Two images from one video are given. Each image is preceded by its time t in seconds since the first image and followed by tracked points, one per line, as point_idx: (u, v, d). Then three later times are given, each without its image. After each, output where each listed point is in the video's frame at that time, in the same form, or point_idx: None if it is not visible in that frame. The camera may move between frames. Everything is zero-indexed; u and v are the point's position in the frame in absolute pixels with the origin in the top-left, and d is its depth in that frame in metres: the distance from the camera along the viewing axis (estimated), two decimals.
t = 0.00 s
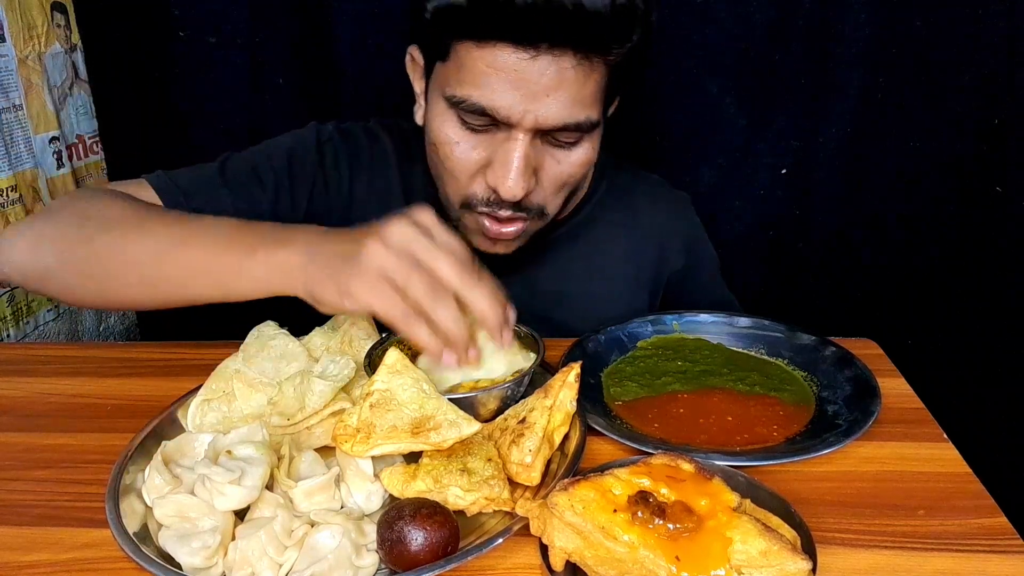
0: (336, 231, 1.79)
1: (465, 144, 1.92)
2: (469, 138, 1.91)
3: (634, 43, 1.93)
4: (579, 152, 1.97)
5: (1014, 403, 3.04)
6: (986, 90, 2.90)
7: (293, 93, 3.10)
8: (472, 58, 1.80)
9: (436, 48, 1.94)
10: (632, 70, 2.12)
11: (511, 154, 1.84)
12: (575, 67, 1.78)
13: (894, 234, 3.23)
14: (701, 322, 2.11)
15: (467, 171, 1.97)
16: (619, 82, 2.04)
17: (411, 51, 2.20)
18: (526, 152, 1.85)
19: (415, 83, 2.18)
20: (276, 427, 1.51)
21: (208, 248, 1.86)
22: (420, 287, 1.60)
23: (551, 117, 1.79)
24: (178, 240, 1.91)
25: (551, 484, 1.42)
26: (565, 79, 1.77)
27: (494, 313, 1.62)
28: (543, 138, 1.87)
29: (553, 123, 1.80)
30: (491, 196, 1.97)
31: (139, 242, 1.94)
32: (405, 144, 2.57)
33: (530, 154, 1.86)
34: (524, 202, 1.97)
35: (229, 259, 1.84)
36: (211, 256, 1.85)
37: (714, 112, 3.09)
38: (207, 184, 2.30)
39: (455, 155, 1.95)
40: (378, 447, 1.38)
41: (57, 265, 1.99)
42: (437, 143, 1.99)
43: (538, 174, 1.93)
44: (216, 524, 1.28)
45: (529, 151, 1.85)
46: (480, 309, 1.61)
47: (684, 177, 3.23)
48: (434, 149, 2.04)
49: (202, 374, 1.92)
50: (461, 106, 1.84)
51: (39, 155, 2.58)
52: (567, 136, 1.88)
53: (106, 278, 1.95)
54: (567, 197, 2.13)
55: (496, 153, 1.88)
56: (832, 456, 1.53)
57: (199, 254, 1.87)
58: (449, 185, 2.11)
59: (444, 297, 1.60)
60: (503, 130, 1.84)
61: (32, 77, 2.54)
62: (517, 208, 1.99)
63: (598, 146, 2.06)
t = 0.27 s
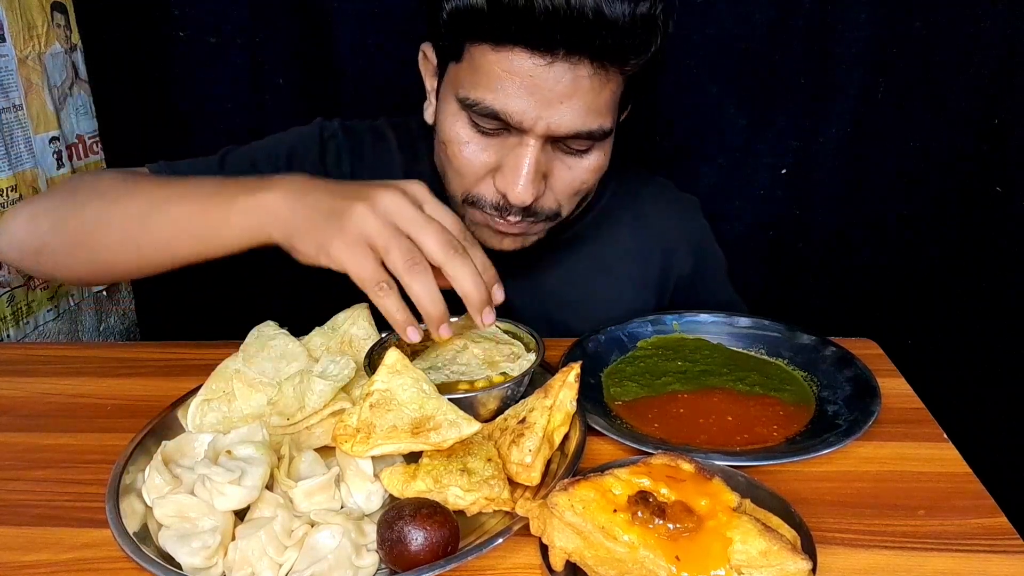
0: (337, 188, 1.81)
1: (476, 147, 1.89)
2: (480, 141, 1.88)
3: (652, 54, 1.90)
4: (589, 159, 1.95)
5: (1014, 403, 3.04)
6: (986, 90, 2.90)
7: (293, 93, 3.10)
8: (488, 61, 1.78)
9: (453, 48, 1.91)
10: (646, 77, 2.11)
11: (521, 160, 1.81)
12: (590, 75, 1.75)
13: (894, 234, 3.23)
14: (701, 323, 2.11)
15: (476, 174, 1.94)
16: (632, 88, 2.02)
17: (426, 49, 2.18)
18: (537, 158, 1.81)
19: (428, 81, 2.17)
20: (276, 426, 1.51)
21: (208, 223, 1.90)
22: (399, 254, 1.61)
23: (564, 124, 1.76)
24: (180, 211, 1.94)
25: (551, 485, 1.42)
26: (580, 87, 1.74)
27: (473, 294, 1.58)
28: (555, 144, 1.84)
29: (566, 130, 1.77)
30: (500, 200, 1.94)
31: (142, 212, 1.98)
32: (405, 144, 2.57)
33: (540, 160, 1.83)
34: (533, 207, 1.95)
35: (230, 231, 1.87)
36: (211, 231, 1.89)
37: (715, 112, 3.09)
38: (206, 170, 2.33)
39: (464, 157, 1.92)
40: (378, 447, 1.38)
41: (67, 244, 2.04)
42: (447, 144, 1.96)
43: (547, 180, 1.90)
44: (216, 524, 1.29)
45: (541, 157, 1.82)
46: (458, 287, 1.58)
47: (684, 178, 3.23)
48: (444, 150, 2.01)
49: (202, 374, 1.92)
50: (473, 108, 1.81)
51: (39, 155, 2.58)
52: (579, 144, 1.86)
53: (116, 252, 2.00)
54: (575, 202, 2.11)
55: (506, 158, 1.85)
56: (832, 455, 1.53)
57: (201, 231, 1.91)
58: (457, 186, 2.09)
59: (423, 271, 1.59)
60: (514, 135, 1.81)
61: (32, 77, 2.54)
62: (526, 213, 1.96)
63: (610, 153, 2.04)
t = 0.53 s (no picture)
0: (375, 212, 1.82)
1: (482, 154, 1.88)
2: (485, 149, 1.87)
3: (660, 65, 1.90)
4: (594, 167, 1.95)
5: (1013, 403, 3.04)
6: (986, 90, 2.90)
7: (293, 93, 3.10)
8: (497, 70, 1.75)
9: (461, 54, 1.89)
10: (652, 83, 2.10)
11: (527, 170, 1.80)
12: (598, 87, 1.75)
13: (894, 234, 3.23)
14: (701, 323, 2.11)
15: (482, 180, 1.93)
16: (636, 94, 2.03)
17: (433, 49, 2.16)
18: (543, 168, 1.81)
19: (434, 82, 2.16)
20: (276, 426, 1.51)
21: (219, 215, 1.88)
22: (428, 299, 1.62)
23: (571, 135, 1.75)
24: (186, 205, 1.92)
25: (551, 485, 1.42)
26: (587, 99, 1.73)
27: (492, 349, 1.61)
28: (561, 153, 1.84)
29: (572, 141, 1.76)
30: (505, 207, 1.93)
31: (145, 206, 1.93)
32: (405, 144, 2.57)
33: (546, 170, 1.82)
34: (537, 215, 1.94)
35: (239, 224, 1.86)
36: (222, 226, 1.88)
37: (715, 112, 3.09)
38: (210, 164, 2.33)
39: (470, 163, 1.91)
40: (378, 447, 1.38)
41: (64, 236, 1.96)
42: (454, 149, 1.95)
43: (552, 188, 1.90)
44: (216, 524, 1.28)
45: (546, 167, 1.81)
46: (478, 341, 1.61)
47: (684, 177, 3.23)
48: (449, 155, 2.00)
49: (202, 373, 1.92)
50: (480, 116, 1.80)
51: (39, 155, 2.58)
52: (585, 153, 1.85)
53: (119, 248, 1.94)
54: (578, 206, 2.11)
55: (513, 166, 1.84)
56: (832, 455, 1.53)
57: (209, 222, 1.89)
58: (462, 189, 2.08)
59: (447, 321, 1.62)
60: (521, 144, 1.80)
61: (32, 77, 2.54)
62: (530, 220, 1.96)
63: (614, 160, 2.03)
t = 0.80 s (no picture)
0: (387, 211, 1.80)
1: (484, 161, 1.88)
2: (488, 156, 1.88)
3: (666, 76, 1.88)
4: (597, 175, 1.95)
5: (1013, 403, 3.04)
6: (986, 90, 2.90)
7: (293, 93, 3.10)
8: (499, 80, 1.76)
9: (462, 62, 1.89)
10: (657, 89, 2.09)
11: (529, 177, 1.82)
12: (601, 98, 1.74)
13: (894, 233, 3.23)
14: (701, 323, 2.11)
15: (484, 187, 1.94)
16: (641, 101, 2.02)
17: (435, 52, 2.16)
18: (545, 176, 1.82)
19: (436, 85, 2.16)
20: (276, 426, 1.51)
21: (222, 213, 1.89)
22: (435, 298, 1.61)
23: (574, 146, 1.76)
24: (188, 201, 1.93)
25: (551, 484, 1.42)
26: (590, 110, 1.74)
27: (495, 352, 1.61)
28: (563, 162, 1.85)
29: (575, 151, 1.78)
30: (507, 214, 1.95)
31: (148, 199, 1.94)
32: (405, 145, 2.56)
33: (549, 178, 1.83)
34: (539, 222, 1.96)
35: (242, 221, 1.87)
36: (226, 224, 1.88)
37: (715, 112, 3.09)
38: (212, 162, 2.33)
39: (472, 170, 1.92)
40: (378, 447, 1.38)
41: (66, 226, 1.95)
42: (456, 156, 1.96)
43: (554, 195, 1.91)
44: (216, 524, 1.28)
45: (548, 175, 1.82)
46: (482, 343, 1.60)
47: (684, 177, 3.23)
48: (452, 161, 2.01)
49: (202, 373, 1.92)
50: (482, 125, 1.81)
51: (39, 155, 2.58)
52: (587, 161, 1.86)
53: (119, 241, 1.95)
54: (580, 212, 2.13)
55: (515, 174, 1.84)
56: (831, 455, 1.53)
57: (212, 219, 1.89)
58: (464, 194, 2.09)
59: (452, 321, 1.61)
60: (523, 152, 1.81)
61: (32, 77, 2.54)
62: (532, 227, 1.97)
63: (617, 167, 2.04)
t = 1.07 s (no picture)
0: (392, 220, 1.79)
1: (483, 165, 1.89)
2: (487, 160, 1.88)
3: (665, 78, 1.88)
4: (596, 177, 1.96)
5: (1013, 403, 3.04)
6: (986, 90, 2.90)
7: (293, 93, 3.10)
8: (497, 84, 1.76)
9: (460, 66, 1.89)
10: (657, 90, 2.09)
11: (528, 181, 1.82)
12: (599, 101, 1.75)
13: (894, 233, 3.23)
14: (701, 323, 2.11)
15: (483, 191, 1.94)
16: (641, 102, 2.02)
17: (434, 53, 2.16)
18: (544, 179, 1.82)
19: (435, 87, 2.15)
20: (276, 426, 1.51)
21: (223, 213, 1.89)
22: (434, 306, 1.61)
23: (573, 149, 1.77)
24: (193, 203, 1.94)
25: (551, 484, 1.42)
26: (589, 113, 1.74)
27: (493, 363, 1.60)
28: (562, 165, 1.85)
29: (574, 154, 1.78)
30: (506, 217, 1.95)
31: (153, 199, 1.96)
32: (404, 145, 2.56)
33: (548, 180, 1.84)
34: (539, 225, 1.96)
35: (247, 225, 1.87)
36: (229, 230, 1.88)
37: (715, 112, 3.09)
38: (213, 164, 2.33)
39: (471, 174, 1.92)
40: (378, 447, 1.38)
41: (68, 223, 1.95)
42: (455, 160, 1.96)
43: (554, 198, 1.91)
44: (216, 524, 1.28)
45: (547, 178, 1.83)
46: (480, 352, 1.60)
47: (684, 177, 3.23)
48: (451, 164, 2.01)
49: (202, 373, 1.92)
50: (481, 129, 1.81)
51: (39, 155, 2.58)
52: (586, 164, 1.87)
53: (120, 240, 1.93)
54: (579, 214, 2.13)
55: (514, 177, 1.85)
56: (831, 455, 1.53)
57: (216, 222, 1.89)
58: (463, 197, 2.09)
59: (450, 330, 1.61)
60: (522, 156, 1.81)
61: (32, 77, 2.54)
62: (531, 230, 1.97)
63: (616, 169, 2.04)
